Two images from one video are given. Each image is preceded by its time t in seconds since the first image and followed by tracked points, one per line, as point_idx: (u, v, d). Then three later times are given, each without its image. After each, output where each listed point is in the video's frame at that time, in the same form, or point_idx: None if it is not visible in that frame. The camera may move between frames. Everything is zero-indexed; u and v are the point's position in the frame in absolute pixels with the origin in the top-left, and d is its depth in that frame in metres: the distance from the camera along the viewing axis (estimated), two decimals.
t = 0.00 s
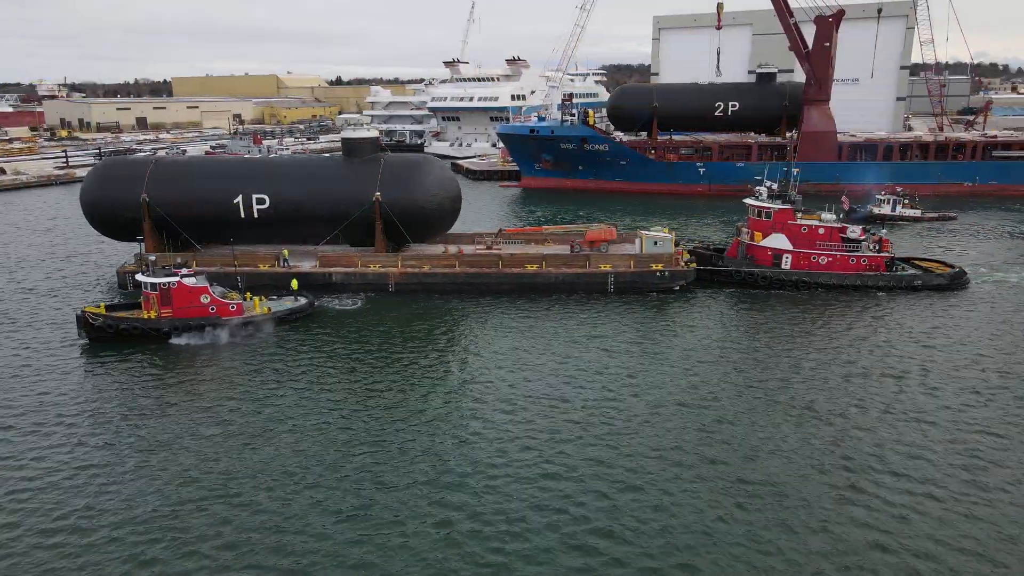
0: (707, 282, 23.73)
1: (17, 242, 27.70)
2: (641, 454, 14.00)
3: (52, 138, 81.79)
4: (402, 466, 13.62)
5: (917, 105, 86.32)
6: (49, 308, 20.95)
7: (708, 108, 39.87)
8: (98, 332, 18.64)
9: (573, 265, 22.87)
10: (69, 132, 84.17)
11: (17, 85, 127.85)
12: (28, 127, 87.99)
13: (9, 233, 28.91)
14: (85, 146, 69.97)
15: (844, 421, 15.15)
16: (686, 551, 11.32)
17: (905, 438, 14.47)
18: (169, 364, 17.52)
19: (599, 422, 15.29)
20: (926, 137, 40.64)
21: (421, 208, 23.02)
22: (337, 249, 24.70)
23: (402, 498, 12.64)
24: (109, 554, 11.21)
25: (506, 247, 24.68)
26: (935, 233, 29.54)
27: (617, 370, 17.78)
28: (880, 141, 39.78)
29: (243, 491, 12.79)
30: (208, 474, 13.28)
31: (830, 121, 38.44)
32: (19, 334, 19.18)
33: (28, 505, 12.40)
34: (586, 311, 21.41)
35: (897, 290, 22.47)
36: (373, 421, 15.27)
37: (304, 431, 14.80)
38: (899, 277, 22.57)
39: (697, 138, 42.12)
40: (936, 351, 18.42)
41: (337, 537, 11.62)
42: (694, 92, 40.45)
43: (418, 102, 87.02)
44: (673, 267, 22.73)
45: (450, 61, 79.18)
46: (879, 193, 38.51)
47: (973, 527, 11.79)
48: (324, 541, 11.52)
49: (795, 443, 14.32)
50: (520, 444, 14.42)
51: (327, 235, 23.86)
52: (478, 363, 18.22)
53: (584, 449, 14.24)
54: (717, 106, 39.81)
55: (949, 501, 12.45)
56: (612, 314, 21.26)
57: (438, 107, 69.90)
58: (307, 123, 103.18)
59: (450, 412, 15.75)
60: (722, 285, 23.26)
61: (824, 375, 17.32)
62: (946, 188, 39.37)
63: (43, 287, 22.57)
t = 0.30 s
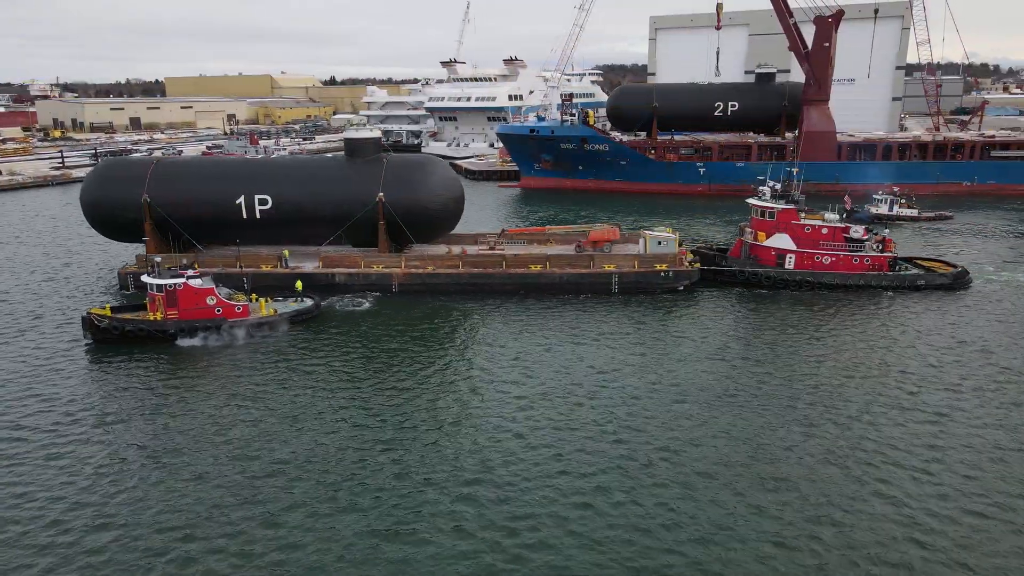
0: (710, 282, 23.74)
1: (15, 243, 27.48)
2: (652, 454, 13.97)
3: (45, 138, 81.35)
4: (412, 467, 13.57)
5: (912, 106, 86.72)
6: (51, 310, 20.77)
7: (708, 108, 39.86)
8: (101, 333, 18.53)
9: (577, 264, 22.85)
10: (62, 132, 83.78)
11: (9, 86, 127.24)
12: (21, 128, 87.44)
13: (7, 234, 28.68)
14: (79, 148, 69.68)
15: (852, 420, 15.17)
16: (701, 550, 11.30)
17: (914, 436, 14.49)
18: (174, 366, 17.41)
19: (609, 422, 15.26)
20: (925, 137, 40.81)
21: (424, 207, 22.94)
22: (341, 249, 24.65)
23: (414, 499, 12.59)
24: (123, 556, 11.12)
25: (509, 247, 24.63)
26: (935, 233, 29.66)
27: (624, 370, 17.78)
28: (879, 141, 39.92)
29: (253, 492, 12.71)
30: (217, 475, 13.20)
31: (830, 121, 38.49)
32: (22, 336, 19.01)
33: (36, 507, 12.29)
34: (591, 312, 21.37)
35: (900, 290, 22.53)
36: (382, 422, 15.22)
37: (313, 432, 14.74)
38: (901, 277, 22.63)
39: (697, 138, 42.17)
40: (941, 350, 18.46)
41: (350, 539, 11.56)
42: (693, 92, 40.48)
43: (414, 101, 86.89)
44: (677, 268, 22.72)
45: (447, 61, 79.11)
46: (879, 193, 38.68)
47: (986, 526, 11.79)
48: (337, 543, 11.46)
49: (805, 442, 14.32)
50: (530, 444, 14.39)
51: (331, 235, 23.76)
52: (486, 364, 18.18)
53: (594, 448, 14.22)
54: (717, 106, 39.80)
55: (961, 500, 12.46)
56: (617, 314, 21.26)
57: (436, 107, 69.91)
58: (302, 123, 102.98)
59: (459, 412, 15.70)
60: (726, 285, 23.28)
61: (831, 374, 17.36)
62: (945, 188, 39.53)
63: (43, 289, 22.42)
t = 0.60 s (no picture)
0: (714, 282, 23.74)
1: (14, 244, 27.28)
2: (663, 454, 13.94)
3: (37, 138, 80.88)
4: (422, 469, 13.50)
5: (907, 106, 87.12)
6: (53, 311, 20.62)
7: (708, 108, 39.95)
8: (104, 335, 18.37)
9: (581, 265, 22.84)
10: (55, 132, 83.38)
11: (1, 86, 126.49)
12: (14, 129, 86.90)
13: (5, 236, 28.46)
14: (73, 150, 69.28)
15: (861, 419, 15.17)
16: (716, 550, 11.28)
17: (923, 436, 14.51)
18: (178, 368, 17.29)
19: (618, 422, 15.22)
20: (923, 137, 40.95)
21: (427, 208, 22.88)
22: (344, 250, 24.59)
23: (426, 501, 12.51)
24: (136, 558, 11.03)
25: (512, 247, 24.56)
26: (935, 232, 29.77)
27: (631, 370, 17.75)
28: (877, 141, 40.01)
29: (264, 494, 12.63)
30: (225, 478, 13.10)
31: (829, 121, 38.52)
32: (25, 338, 18.87)
33: (44, 510, 12.16)
34: (596, 312, 21.34)
35: (903, 289, 22.57)
36: (390, 423, 15.13)
37: (321, 433, 14.65)
38: (904, 276, 22.65)
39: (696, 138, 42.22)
40: (946, 349, 18.49)
41: (363, 541, 11.47)
42: (693, 92, 40.55)
43: (410, 101, 86.75)
44: (681, 268, 22.67)
45: (444, 61, 78.98)
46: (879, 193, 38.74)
47: (999, 525, 11.80)
48: (350, 545, 11.38)
49: (815, 442, 14.31)
50: (540, 445, 14.33)
51: (335, 236, 23.67)
52: (493, 364, 18.13)
53: (604, 449, 14.17)
54: (716, 106, 39.90)
55: (974, 500, 12.47)
56: (622, 314, 21.23)
57: (433, 107, 69.76)
58: (297, 124, 102.73)
59: (468, 413, 15.66)
60: (730, 285, 23.29)
61: (838, 373, 17.38)
62: (943, 188, 39.66)
63: (43, 290, 22.24)
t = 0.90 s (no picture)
0: (717, 282, 23.75)
1: (13, 246, 27.08)
2: (674, 453, 13.89)
3: (31, 138, 80.56)
4: (433, 468, 13.45)
5: (902, 106, 87.48)
6: (55, 313, 20.47)
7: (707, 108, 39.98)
8: (109, 337, 18.23)
9: (585, 265, 22.80)
10: (49, 132, 82.94)
11: None
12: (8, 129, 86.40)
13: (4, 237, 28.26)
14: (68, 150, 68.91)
15: (872, 418, 15.15)
16: (730, 547, 11.27)
17: (933, 434, 14.48)
18: (183, 370, 17.18)
19: (627, 422, 15.17)
20: (922, 137, 41.09)
21: (431, 208, 22.80)
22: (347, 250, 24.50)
23: (438, 502, 12.45)
24: (147, 560, 10.94)
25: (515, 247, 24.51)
26: (935, 232, 29.87)
27: (638, 370, 17.72)
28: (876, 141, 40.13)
29: (274, 495, 12.55)
30: (236, 480, 12.99)
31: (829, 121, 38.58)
32: (27, 340, 18.73)
33: (53, 513, 12.05)
34: (601, 312, 21.31)
35: (907, 289, 22.61)
36: (399, 424, 15.07)
37: (330, 434, 14.58)
38: (907, 276, 22.67)
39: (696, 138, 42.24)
40: (951, 348, 18.53)
41: (375, 544, 11.36)
42: (692, 92, 40.58)
43: (407, 101, 86.63)
44: (685, 268, 22.68)
45: (441, 61, 78.86)
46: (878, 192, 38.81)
47: (1012, 522, 11.82)
48: (362, 547, 11.29)
49: (826, 441, 14.28)
50: (551, 445, 14.25)
51: (338, 237, 23.58)
52: (499, 364, 18.08)
53: (614, 449, 14.12)
54: (716, 106, 39.94)
55: (985, 498, 12.47)
56: (627, 314, 21.20)
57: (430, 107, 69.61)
58: (292, 124, 102.62)
59: (476, 413, 15.61)
60: (734, 285, 23.31)
61: (845, 372, 17.40)
62: (941, 187, 39.81)
63: (45, 292, 22.12)
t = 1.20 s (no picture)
0: (721, 282, 23.77)
1: (13, 247, 26.89)
2: (686, 453, 13.86)
3: (23, 139, 79.99)
4: (445, 469, 13.41)
5: (896, 106, 87.87)
6: (57, 315, 20.31)
7: (707, 108, 40.00)
8: (113, 339, 18.13)
9: (589, 265, 22.79)
10: (42, 133, 82.45)
11: None
12: None
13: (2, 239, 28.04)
14: (61, 151, 68.45)
15: (881, 416, 15.15)
16: (748, 545, 11.27)
17: (943, 432, 14.47)
18: (188, 372, 17.06)
19: (637, 422, 15.12)
20: (919, 137, 41.26)
21: (434, 208, 22.70)
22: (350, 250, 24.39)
23: (450, 503, 12.36)
24: (160, 563, 10.84)
25: (518, 247, 24.47)
26: (934, 231, 30.00)
27: (646, 370, 17.71)
28: (874, 141, 40.30)
29: (287, 496, 12.49)
30: (245, 482, 12.88)
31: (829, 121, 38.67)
32: (30, 342, 18.56)
33: (60, 516, 11.91)
34: (606, 313, 21.25)
35: (910, 288, 22.65)
36: (408, 425, 14.99)
37: (338, 436, 14.48)
38: (909, 276, 22.70)
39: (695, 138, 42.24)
40: (957, 347, 18.58)
41: (389, 546, 11.28)
42: (691, 92, 40.59)
43: (403, 101, 86.44)
44: (689, 268, 22.67)
45: (437, 61, 78.75)
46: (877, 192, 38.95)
47: None
48: (376, 549, 11.20)
49: (836, 439, 14.25)
50: (561, 446, 14.19)
51: (340, 237, 23.47)
52: (506, 365, 18.03)
53: (625, 449, 14.06)
54: (716, 106, 39.94)
55: (999, 495, 12.45)
56: (632, 314, 21.19)
57: (427, 107, 69.50)
58: (287, 124, 102.33)
59: (485, 413, 15.56)
60: (738, 284, 23.32)
61: (852, 370, 17.41)
62: (940, 187, 39.96)
63: (45, 294, 21.95)
